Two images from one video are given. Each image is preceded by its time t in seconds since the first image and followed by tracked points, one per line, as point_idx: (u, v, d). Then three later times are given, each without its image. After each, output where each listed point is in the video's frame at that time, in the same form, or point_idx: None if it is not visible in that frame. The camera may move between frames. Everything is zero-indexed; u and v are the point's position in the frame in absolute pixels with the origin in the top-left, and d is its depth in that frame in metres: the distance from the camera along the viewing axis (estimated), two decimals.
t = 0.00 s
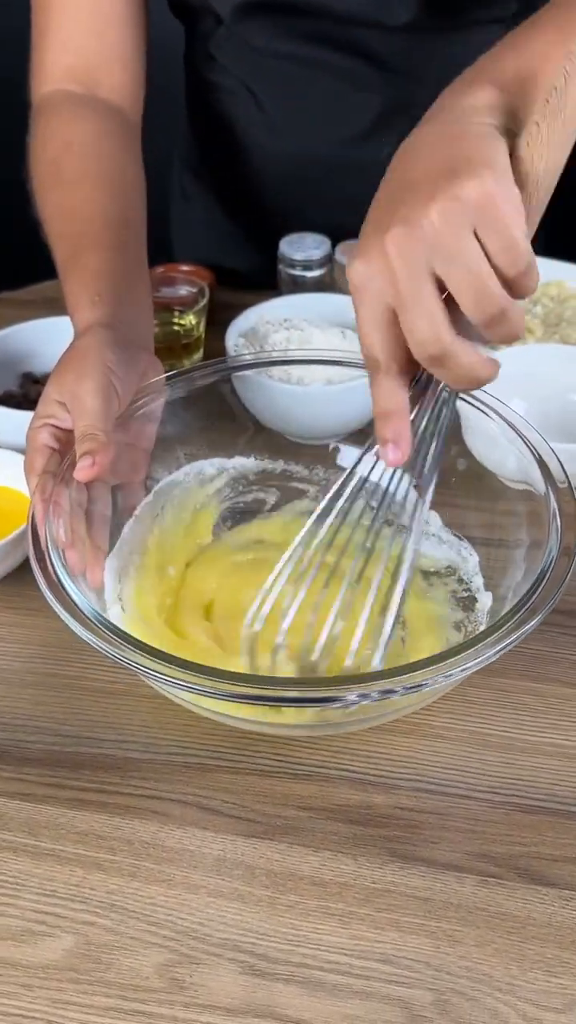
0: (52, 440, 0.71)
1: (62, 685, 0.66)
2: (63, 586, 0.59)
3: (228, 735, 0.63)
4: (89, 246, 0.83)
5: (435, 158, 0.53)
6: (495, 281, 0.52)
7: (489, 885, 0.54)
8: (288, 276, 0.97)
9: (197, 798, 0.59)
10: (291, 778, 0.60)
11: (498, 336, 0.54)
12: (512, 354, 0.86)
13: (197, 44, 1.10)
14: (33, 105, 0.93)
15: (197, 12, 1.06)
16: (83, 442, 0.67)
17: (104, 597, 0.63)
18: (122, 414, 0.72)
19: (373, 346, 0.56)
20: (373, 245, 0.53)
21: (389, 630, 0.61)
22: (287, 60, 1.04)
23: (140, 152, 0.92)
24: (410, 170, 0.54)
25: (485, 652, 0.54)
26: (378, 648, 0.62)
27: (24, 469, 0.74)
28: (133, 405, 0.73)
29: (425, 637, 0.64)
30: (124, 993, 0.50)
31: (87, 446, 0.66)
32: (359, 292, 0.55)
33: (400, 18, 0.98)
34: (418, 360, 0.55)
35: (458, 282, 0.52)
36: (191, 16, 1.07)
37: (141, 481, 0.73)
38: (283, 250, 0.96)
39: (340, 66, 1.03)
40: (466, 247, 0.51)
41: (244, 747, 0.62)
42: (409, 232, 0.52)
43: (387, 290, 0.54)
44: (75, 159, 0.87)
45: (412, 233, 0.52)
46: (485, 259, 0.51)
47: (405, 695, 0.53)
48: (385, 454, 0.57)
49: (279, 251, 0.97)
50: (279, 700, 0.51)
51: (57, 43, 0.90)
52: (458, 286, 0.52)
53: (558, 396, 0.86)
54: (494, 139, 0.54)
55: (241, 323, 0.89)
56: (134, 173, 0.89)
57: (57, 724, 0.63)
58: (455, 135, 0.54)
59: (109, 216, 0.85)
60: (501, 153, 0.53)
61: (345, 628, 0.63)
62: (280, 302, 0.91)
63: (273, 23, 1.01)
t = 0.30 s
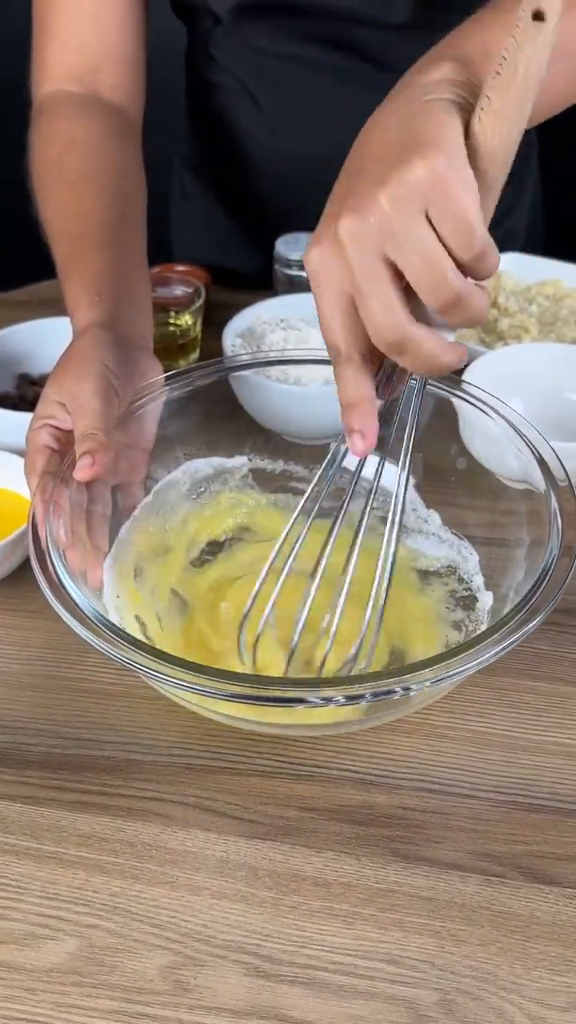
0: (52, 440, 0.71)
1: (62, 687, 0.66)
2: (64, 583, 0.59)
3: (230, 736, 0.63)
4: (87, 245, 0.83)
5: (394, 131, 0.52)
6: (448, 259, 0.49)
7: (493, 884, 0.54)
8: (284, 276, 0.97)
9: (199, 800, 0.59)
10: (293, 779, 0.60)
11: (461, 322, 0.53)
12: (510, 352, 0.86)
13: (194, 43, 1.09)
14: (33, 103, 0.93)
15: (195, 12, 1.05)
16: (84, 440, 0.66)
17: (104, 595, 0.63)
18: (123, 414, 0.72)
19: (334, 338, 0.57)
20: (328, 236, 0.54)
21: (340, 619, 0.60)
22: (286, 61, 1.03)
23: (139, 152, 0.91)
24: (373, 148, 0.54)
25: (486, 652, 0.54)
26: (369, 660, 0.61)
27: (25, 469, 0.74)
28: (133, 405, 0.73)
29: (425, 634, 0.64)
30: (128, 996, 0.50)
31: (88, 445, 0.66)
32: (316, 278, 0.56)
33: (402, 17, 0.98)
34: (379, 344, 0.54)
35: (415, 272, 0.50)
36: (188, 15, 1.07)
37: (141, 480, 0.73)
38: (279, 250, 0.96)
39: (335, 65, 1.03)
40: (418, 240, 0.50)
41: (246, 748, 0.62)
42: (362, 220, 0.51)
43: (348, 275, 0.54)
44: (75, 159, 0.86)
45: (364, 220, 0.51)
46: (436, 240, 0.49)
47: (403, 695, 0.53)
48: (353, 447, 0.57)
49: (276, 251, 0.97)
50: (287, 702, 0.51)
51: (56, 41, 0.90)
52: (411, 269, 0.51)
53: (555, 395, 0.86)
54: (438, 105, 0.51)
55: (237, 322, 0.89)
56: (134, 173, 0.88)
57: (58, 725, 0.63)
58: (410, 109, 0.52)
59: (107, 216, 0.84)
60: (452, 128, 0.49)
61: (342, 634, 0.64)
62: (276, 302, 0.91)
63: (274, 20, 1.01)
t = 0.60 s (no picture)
0: (53, 440, 0.71)
1: (63, 688, 0.66)
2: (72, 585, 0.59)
3: (232, 736, 0.63)
4: (86, 245, 0.83)
5: (343, 95, 0.49)
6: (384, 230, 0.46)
7: (496, 882, 0.54)
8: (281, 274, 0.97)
9: (202, 800, 0.59)
10: (296, 778, 0.60)
11: (409, 293, 0.49)
12: (510, 351, 0.86)
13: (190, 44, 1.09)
14: (32, 103, 0.93)
15: (192, 12, 1.05)
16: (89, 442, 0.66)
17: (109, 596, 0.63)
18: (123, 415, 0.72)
19: (287, 310, 0.52)
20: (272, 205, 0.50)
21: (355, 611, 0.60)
22: (287, 61, 1.03)
23: (137, 153, 0.91)
24: (319, 115, 0.50)
25: (491, 651, 0.54)
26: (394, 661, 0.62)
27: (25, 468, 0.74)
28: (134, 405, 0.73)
29: (429, 631, 0.64)
30: (133, 996, 0.49)
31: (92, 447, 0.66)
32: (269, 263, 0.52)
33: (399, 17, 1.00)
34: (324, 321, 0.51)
35: (351, 240, 0.47)
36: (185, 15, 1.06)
37: (141, 481, 0.73)
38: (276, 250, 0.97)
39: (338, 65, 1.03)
40: (353, 207, 0.47)
41: (248, 747, 0.62)
42: (298, 198, 0.48)
43: (291, 253, 0.51)
44: (75, 160, 0.86)
45: (299, 195, 0.48)
46: (376, 220, 0.47)
47: (408, 692, 0.53)
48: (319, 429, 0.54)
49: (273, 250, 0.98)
50: (289, 699, 0.51)
51: (55, 41, 0.89)
52: (349, 240, 0.47)
53: (553, 394, 0.86)
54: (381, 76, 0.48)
55: (235, 321, 0.89)
56: (133, 174, 0.88)
57: (60, 726, 0.63)
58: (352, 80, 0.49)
59: (106, 216, 0.84)
60: (385, 94, 0.45)
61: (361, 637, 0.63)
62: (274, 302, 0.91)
63: (274, 21, 1.01)
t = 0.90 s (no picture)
0: (45, 440, 0.71)
1: (60, 685, 0.66)
2: (65, 584, 0.59)
3: (229, 732, 0.63)
4: (78, 244, 0.82)
5: (317, 76, 0.50)
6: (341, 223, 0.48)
7: (493, 876, 0.54)
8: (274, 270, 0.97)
9: (199, 797, 0.59)
10: (292, 774, 0.60)
11: (356, 281, 0.51)
12: (503, 347, 0.86)
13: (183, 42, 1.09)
14: (26, 103, 0.93)
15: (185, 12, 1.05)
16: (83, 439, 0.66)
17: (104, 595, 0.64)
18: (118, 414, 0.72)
19: (245, 278, 0.54)
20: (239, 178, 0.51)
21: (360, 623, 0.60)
22: (282, 60, 1.01)
23: (131, 152, 0.91)
24: (294, 96, 0.51)
25: (484, 646, 0.54)
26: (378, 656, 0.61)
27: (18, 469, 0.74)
28: (128, 406, 0.73)
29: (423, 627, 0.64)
30: (131, 993, 0.49)
31: (86, 445, 0.65)
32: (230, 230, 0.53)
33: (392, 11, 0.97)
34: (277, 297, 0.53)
35: (310, 229, 0.49)
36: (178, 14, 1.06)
37: (134, 481, 0.73)
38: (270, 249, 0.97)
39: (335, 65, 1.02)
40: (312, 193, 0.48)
41: (245, 743, 0.62)
42: (263, 173, 0.49)
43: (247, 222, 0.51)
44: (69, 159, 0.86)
45: (266, 175, 0.49)
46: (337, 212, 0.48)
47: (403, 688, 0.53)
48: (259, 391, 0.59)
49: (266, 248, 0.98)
50: (287, 694, 0.52)
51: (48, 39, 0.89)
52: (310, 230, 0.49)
53: (547, 391, 0.86)
54: (352, 56, 0.49)
55: (230, 320, 0.89)
56: (126, 173, 0.88)
57: (56, 723, 0.63)
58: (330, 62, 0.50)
59: (100, 215, 0.84)
60: (358, 81, 0.46)
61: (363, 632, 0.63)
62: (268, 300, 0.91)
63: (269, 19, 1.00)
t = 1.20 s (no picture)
0: (42, 441, 0.71)
1: (60, 686, 0.66)
2: (64, 586, 0.59)
3: (230, 732, 0.63)
4: (75, 246, 0.82)
5: (380, 76, 0.50)
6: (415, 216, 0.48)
7: (494, 873, 0.55)
8: (272, 269, 0.98)
9: (201, 796, 0.59)
10: (293, 773, 0.60)
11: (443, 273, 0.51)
12: (500, 348, 0.87)
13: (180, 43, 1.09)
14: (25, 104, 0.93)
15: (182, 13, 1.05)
16: (81, 441, 0.66)
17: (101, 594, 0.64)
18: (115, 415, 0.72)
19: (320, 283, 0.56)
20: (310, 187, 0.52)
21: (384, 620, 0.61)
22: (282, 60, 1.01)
23: (130, 154, 0.91)
24: (356, 97, 0.52)
25: (486, 645, 0.54)
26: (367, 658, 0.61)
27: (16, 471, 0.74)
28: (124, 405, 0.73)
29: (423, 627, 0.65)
30: (135, 993, 0.49)
31: (83, 448, 0.65)
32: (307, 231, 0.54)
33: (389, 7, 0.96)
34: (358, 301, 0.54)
35: (392, 235, 0.50)
36: (175, 15, 1.06)
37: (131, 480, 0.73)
38: (267, 248, 0.98)
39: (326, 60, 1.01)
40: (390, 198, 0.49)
41: (246, 742, 0.62)
42: (343, 184, 0.50)
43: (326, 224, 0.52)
44: (68, 161, 0.86)
45: (343, 180, 0.50)
46: (421, 212, 0.49)
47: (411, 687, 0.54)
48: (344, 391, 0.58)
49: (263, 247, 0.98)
50: (286, 694, 0.52)
51: (46, 40, 0.89)
52: (394, 234, 0.49)
53: (545, 390, 0.87)
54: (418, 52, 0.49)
55: (227, 321, 0.89)
56: (125, 175, 0.88)
57: (56, 724, 0.63)
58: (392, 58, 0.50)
59: (98, 217, 0.84)
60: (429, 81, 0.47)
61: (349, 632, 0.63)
62: (266, 300, 0.91)
63: (266, 19, 0.99)
